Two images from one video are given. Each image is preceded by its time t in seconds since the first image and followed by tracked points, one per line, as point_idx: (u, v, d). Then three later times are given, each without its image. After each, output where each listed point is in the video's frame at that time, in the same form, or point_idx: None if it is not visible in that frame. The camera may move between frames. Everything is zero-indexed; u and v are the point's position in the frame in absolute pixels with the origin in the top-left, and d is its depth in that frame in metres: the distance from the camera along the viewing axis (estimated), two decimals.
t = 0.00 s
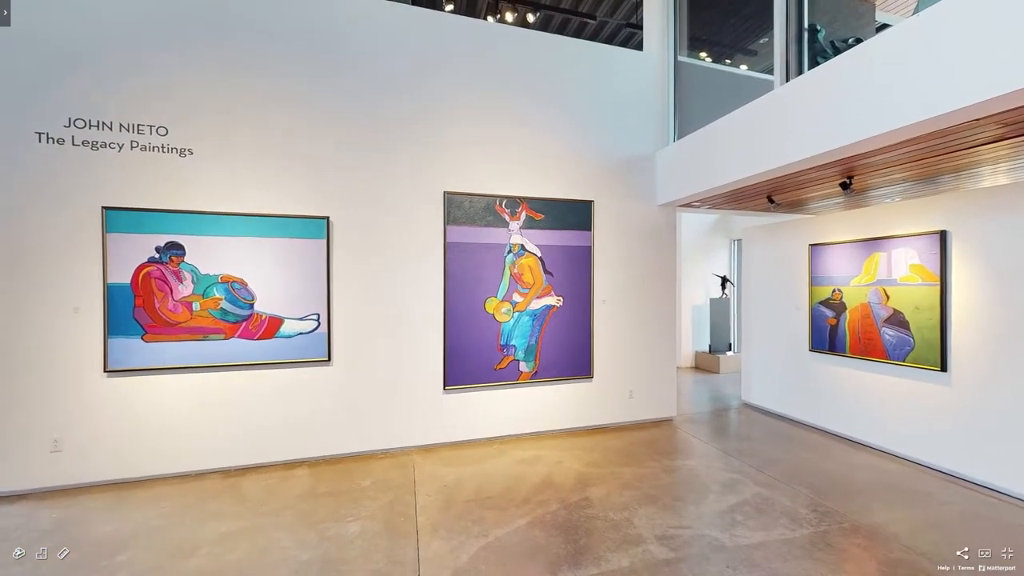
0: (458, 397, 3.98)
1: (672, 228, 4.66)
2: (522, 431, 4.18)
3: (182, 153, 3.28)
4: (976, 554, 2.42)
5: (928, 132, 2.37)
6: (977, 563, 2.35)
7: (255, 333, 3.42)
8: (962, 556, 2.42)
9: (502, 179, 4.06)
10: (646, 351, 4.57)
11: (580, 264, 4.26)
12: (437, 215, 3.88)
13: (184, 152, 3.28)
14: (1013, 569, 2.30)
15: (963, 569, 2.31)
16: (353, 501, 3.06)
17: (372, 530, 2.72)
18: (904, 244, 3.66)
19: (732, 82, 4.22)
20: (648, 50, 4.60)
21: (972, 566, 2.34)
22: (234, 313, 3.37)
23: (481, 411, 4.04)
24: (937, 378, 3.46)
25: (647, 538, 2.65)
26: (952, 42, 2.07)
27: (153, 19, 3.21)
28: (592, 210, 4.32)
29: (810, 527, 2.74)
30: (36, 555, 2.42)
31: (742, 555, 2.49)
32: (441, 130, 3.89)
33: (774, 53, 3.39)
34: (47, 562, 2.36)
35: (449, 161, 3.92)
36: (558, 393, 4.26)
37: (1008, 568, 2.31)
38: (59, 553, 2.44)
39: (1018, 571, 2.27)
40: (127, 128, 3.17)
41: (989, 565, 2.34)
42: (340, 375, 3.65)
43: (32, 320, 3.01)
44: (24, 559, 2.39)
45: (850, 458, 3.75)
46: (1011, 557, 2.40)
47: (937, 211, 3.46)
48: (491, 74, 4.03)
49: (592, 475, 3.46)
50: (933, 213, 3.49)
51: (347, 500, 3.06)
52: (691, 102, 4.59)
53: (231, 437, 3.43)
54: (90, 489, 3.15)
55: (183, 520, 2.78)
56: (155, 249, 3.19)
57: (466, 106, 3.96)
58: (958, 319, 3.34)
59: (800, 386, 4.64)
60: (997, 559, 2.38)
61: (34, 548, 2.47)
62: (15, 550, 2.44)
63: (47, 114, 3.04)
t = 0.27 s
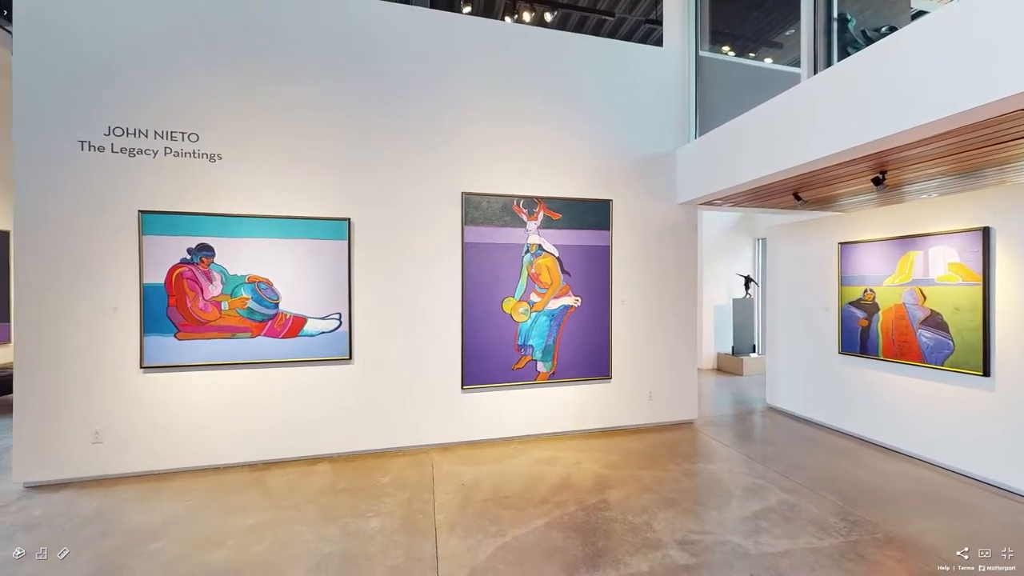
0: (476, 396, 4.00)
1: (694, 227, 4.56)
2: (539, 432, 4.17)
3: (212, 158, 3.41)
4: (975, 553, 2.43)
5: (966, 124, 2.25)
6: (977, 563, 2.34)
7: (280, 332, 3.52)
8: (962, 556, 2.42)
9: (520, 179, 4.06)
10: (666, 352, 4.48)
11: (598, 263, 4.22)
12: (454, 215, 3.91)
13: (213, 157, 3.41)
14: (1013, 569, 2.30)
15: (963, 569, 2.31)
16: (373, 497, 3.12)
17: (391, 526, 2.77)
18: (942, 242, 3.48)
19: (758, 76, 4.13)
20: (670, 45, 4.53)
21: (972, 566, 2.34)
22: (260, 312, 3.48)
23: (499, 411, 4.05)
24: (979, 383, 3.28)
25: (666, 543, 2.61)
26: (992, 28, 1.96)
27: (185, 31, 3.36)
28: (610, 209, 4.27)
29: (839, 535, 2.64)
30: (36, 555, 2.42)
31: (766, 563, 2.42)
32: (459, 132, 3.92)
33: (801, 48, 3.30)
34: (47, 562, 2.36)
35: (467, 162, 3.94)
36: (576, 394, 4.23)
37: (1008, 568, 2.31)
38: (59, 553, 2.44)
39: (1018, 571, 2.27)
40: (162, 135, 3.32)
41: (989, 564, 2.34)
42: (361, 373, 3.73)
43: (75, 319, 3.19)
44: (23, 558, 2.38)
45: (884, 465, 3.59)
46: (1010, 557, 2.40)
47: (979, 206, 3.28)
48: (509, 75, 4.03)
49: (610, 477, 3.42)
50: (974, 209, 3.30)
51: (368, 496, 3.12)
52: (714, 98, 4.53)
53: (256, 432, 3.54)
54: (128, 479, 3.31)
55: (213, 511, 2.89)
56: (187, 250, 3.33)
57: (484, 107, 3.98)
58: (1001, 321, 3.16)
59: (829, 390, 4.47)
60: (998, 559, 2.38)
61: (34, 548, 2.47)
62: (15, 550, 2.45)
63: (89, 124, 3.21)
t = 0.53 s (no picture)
0: (493, 396, 4.01)
1: (716, 225, 4.45)
2: (557, 432, 4.15)
3: (240, 162, 3.53)
4: (976, 554, 2.43)
5: (1009, 114, 2.12)
6: (977, 563, 2.35)
7: (304, 330, 3.62)
8: (962, 556, 2.42)
9: (537, 178, 4.05)
10: (687, 353, 4.39)
11: (616, 263, 4.17)
12: (473, 216, 3.93)
13: (240, 161, 3.53)
14: (1013, 569, 2.30)
15: (963, 569, 2.31)
16: (392, 493, 3.17)
17: (410, 522, 2.81)
18: (984, 240, 3.30)
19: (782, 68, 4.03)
20: (691, 40, 4.44)
21: (972, 566, 2.34)
22: (284, 312, 3.59)
23: (517, 411, 4.05)
24: None
25: (687, 548, 2.55)
26: None
27: (215, 41, 3.49)
28: (629, 208, 4.21)
29: (870, 546, 2.53)
30: (35, 555, 2.41)
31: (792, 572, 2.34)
32: (477, 133, 3.94)
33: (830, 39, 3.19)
34: (47, 561, 2.36)
35: (484, 162, 3.96)
36: (594, 395, 4.19)
37: (1008, 568, 2.31)
38: (58, 553, 2.44)
39: (1019, 571, 2.28)
40: (193, 141, 3.46)
41: (988, 564, 2.35)
42: (380, 371, 3.79)
43: (114, 317, 3.36)
44: (24, 558, 2.38)
45: (920, 474, 3.42)
46: (1010, 557, 2.41)
47: None
48: (526, 75, 4.03)
49: (629, 480, 3.38)
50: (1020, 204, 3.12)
51: (387, 492, 3.18)
52: (737, 93, 4.42)
53: (281, 428, 3.65)
54: (162, 470, 3.47)
55: (240, 503, 3.00)
56: (216, 252, 3.47)
57: (501, 108, 3.98)
58: None
59: (859, 394, 4.28)
60: (997, 559, 2.38)
61: (32, 548, 2.47)
62: (15, 550, 2.44)
63: (127, 132, 3.37)
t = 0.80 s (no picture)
0: (511, 396, 4.01)
1: (740, 224, 4.33)
2: (575, 433, 4.11)
3: (265, 166, 3.65)
4: (976, 554, 2.42)
5: None
6: (977, 563, 2.34)
7: (326, 329, 3.71)
8: (963, 556, 2.42)
9: (555, 178, 4.03)
10: (709, 355, 4.29)
11: (636, 263, 4.11)
12: (490, 216, 3.95)
13: (266, 165, 3.65)
14: (1013, 569, 2.30)
15: (963, 569, 2.31)
16: (412, 490, 3.22)
17: (429, 520, 2.84)
18: None
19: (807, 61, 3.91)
20: (713, 34, 4.33)
21: (973, 567, 2.33)
22: (308, 311, 3.69)
23: (534, 411, 4.04)
24: None
25: (709, 554, 2.50)
26: None
27: (243, 50, 3.62)
28: (649, 207, 4.15)
29: (904, 558, 2.42)
30: (36, 555, 2.41)
31: None
32: (494, 133, 3.95)
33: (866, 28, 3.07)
34: (48, 561, 2.36)
35: (502, 163, 3.96)
36: (613, 396, 4.14)
37: (1008, 568, 2.31)
38: (59, 552, 2.44)
39: (1019, 572, 2.28)
40: (222, 147, 3.60)
41: (989, 564, 2.34)
42: (400, 370, 3.85)
43: (150, 316, 3.52)
44: (26, 558, 2.39)
45: (960, 484, 3.24)
46: (1011, 557, 2.41)
47: None
48: (544, 74, 4.01)
49: (648, 483, 3.33)
50: None
51: (407, 489, 3.22)
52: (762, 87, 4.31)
53: (305, 425, 3.75)
54: (193, 463, 3.62)
55: (267, 496, 3.10)
56: (243, 253, 3.59)
57: (519, 108, 3.98)
58: None
59: (893, 399, 4.09)
60: (998, 559, 2.38)
61: (34, 547, 2.47)
62: (15, 550, 2.44)
63: (161, 139, 3.53)
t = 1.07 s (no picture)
0: (528, 396, 4.01)
1: (764, 222, 4.20)
2: (593, 435, 4.08)
3: (289, 170, 3.76)
4: (975, 554, 2.43)
5: None
6: (978, 563, 2.35)
7: (347, 328, 3.80)
8: (963, 556, 2.42)
9: (573, 177, 4.00)
10: (732, 357, 4.18)
11: (655, 262, 4.04)
12: (508, 216, 3.95)
13: (290, 169, 3.76)
14: (1013, 569, 2.32)
15: (963, 569, 2.31)
16: (430, 488, 3.25)
17: (447, 518, 2.87)
18: None
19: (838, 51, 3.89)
20: (736, 26, 4.21)
21: (973, 567, 2.34)
22: (330, 311, 3.78)
23: (552, 411, 4.02)
24: None
25: (731, 561, 2.43)
26: None
27: (269, 58, 3.74)
28: (668, 205, 4.07)
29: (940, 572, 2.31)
30: (35, 555, 2.42)
31: None
32: (511, 134, 3.95)
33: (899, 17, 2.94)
34: (48, 561, 2.37)
35: (519, 163, 3.96)
36: (632, 397, 4.08)
37: (1008, 568, 2.32)
38: (58, 553, 2.44)
39: (1019, 572, 2.29)
40: (249, 152, 3.73)
41: (990, 565, 2.35)
42: (418, 369, 3.90)
43: (182, 315, 3.68)
44: (27, 557, 2.40)
45: (1005, 495, 3.06)
46: (1010, 557, 2.41)
47: None
48: (561, 73, 3.99)
49: (668, 486, 3.27)
50: None
51: (425, 487, 3.26)
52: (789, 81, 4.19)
53: (326, 421, 3.84)
54: (222, 457, 3.75)
55: (291, 490, 3.19)
56: (269, 254, 3.71)
57: (536, 108, 3.97)
58: None
59: (930, 405, 3.89)
60: (998, 559, 2.39)
61: (34, 547, 2.48)
62: (15, 550, 2.45)
63: (192, 145, 3.68)
